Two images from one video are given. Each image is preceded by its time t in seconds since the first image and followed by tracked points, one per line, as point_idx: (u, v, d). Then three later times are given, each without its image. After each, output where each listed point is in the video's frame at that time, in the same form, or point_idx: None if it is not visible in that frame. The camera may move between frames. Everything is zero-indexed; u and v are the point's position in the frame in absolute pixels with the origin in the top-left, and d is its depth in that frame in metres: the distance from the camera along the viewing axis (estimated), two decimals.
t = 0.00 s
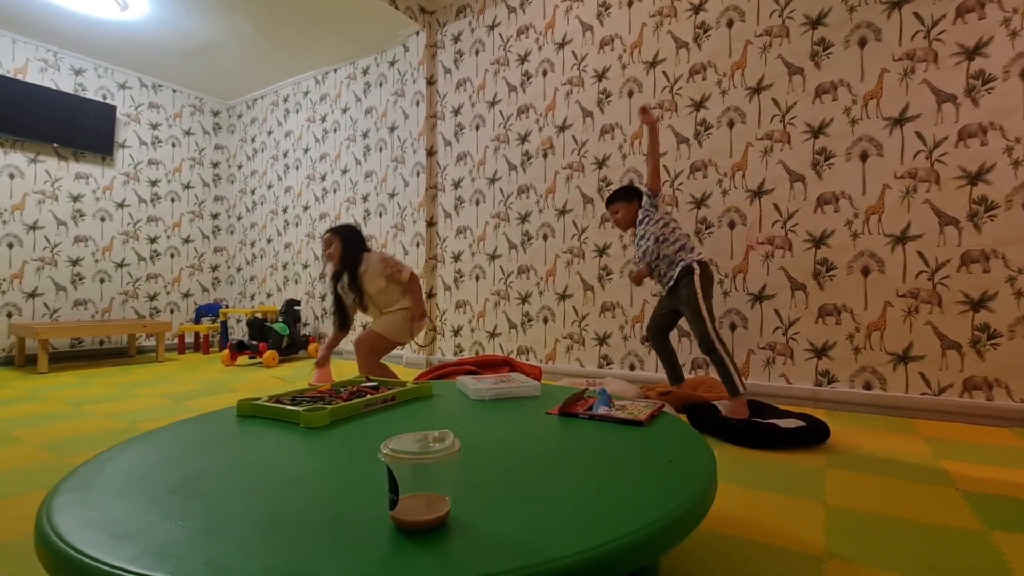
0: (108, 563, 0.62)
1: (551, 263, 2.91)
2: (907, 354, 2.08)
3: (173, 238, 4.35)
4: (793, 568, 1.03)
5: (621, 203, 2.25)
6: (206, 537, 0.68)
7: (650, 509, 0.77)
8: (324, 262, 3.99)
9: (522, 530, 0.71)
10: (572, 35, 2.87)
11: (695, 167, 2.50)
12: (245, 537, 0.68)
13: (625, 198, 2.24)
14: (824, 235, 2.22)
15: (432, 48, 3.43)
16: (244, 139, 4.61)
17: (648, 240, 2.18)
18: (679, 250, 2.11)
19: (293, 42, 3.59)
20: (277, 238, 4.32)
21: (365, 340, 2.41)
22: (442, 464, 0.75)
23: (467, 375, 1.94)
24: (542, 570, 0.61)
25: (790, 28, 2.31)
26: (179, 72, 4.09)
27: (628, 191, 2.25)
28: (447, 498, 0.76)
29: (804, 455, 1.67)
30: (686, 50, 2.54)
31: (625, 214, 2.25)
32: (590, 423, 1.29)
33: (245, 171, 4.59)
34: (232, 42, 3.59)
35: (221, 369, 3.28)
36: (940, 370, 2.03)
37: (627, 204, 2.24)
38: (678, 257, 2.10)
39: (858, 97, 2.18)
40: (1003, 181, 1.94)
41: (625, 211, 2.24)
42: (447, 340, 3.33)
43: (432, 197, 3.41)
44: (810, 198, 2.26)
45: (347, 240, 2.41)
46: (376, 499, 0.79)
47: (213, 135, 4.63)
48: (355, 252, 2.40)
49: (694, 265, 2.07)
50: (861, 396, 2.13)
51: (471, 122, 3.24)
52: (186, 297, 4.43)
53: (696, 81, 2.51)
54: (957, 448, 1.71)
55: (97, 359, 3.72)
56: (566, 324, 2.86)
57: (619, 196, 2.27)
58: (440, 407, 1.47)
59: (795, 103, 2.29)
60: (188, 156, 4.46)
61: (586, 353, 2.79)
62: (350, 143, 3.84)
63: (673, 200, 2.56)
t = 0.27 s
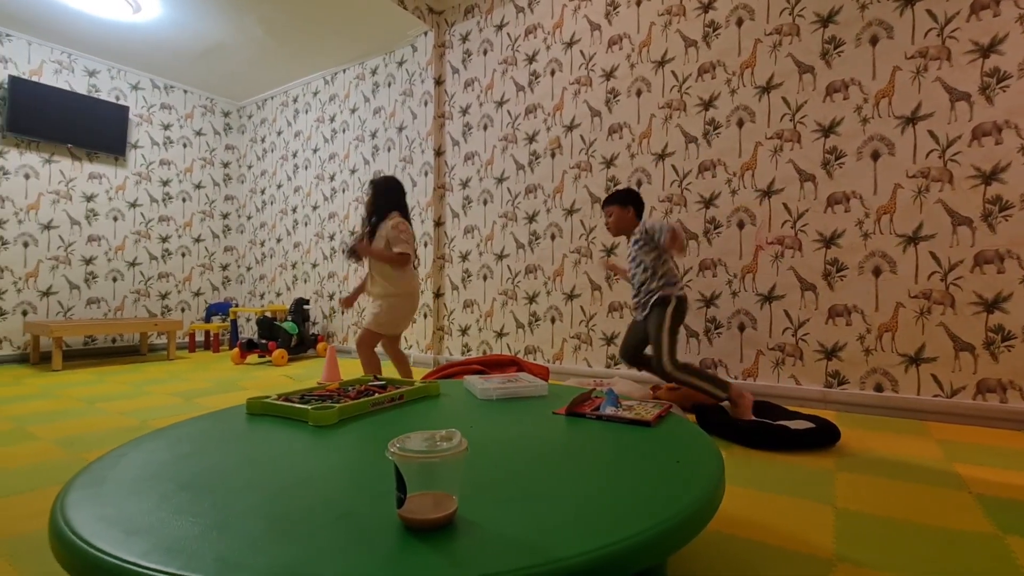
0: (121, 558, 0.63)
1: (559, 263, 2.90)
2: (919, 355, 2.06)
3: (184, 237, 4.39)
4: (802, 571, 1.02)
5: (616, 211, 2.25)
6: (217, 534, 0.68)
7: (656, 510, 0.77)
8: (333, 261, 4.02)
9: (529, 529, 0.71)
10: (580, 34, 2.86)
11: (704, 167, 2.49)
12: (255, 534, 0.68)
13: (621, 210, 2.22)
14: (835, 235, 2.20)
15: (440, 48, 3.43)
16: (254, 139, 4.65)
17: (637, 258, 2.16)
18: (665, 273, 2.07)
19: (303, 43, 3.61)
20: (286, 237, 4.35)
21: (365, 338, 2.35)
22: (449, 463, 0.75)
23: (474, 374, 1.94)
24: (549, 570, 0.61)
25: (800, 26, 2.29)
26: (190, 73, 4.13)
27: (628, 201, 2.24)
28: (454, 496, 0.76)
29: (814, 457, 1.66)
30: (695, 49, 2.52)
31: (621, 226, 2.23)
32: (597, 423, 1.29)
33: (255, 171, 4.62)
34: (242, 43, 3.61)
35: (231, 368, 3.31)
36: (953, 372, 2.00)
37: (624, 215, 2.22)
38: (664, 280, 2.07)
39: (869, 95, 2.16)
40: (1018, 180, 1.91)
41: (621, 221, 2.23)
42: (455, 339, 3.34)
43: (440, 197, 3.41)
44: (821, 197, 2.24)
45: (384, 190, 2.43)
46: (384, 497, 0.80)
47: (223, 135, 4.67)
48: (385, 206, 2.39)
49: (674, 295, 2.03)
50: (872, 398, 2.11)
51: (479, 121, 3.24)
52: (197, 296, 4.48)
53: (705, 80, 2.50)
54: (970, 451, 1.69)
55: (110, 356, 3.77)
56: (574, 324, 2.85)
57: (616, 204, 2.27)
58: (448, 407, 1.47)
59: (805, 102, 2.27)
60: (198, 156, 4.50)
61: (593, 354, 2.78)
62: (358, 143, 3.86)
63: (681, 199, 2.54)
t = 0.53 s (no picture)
0: (137, 552, 0.64)
1: (569, 263, 2.90)
2: (937, 358, 2.02)
3: (200, 237, 4.46)
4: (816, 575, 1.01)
5: (597, 282, 2.01)
6: (230, 529, 0.69)
7: (666, 511, 0.77)
8: (345, 261, 4.05)
9: (538, 529, 0.71)
10: (591, 33, 2.86)
11: (716, 166, 2.46)
12: (268, 530, 0.69)
13: (605, 281, 1.99)
14: (850, 235, 2.17)
15: (451, 48, 3.44)
16: (268, 140, 4.70)
17: (621, 325, 1.98)
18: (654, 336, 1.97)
19: (316, 44, 3.64)
20: (299, 237, 4.40)
21: (382, 338, 2.41)
22: (459, 462, 0.76)
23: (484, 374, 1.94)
24: (558, 569, 0.61)
25: (815, 23, 2.26)
26: (206, 75, 4.19)
27: (615, 272, 2.00)
28: (464, 496, 0.76)
29: (829, 460, 1.64)
30: (708, 47, 2.50)
31: (601, 296, 2.00)
32: (607, 424, 1.28)
33: (269, 172, 4.67)
34: (256, 45, 3.65)
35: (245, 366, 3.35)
36: (971, 374, 1.97)
37: (610, 285, 1.99)
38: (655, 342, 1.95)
39: (886, 93, 2.12)
40: None
41: (606, 290, 1.99)
42: (465, 339, 3.35)
43: (451, 197, 3.42)
44: (836, 197, 2.21)
45: (412, 182, 2.42)
46: (395, 496, 0.80)
47: (238, 136, 4.72)
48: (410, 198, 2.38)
49: (672, 356, 1.92)
50: (888, 400, 2.08)
51: (490, 122, 3.24)
52: (212, 295, 4.54)
53: (718, 79, 2.47)
54: (990, 456, 1.66)
55: (127, 354, 3.84)
56: (584, 324, 2.85)
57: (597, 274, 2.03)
58: (458, 406, 1.48)
59: (820, 101, 2.25)
60: (214, 157, 4.56)
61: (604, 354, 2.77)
62: (370, 144, 3.88)
63: (693, 199, 2.52)
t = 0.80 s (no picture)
0: (150, 549, 0.65)
1: (577, 263, 2.90)
2: (950, 360, 2.00)
3: (211, 237, 4.50)
4: None
5: (576, 324, 1.93)
6: (241, 527, 0.70)
7: (673, 513, 0.77)
8: (353, 261, 4.07)
9: (545, 529, 0.71)
10: (600, 34, 2.85)
11: (726, 167, 2.45)
12: (278, 528, 0.70)
13: (586, 309, 1.95)
14: (861, 236, 2.15)
15: (460, 49, 3.45)
16: (278, 141, 4.74)
17: (627, 337, 1.97)
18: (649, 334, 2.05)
19: (325, 46, 3.66)
20: (308, 237, 4.43)
21: (408, 336, 2.44)
22: (466, 462, 0.76)
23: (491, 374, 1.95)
24: (564, 570, 0.61)
25: (826, 22, 2.25)
26: (218, 77, 4.23)
27: (578, 310, 1.94)
28: (471, 495, 0.77)
29: (840, 464, 1.62)
30: (717, 47, 2.49)
31: (586, 325, 1.95)
32: (614, 425, 1.28)
33: (279, 172, 4.71)
34: (267, 47, 3.69)
35: (256, 365, 3.38)
36: (985, 377, 1.94)
37: (586, 317, 1.95)
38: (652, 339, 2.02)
39: (898, 93, 2.10)
40: None
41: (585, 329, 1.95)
42: (473, 339, 3.35)
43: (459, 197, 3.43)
44: (847, 197, 2.19)
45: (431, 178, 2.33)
46: (403, 495, 0.81)
47: (249, 137, 4.77)
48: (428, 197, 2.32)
49: (672, 347, 2.03)
50: (900, 403, 2.05)
51: (499, 122, 3.25)
52: (223, 295, 4.58)
53: (727, 78, 2.46)
54: (1004, 460, 1.64)
55: (140, 353, 3.89)
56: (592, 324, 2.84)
57: (564, 319, 1.94)
58: (466, 406, 1.48)
59: (831, 100, 2.23)
60: (225, 158, 4.61)
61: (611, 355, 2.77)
62: (379, 145, 3.90)
63: (702, 200, 2.51)
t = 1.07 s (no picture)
0: (162, 545, 0.66)
1: (585, 263, 2.89)
2: (963, 361, 1.97)
3: (221, 237, 4.54)
4: None
5: (581, 312, 1.90)
6: (250, 524, 0.71)
7: (680, 514, 0.76)
8: (362, 260, 4.09)
9: (551, 529, 0.71)
10: (608, 32, 2.84)
11: (735, 166, 2.43)
12: (286, 526, 0.71)
13: (592, 300, 1.91)
14: (872, 236, 2.13)
15: (468, 49, 3.45)
16: (287, 141, 4.77)
17: (629, 337, 1.95)
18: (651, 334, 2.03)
19: (334, 46, 3.68)
20: (317, 237, 4.46)
21: (424, 338, 2.44)
22: (473, 462, 0.76)
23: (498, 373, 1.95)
24: (569, 570, 0.61)
25: (838, 19, 2.22)
26: (229, 78, 4.27)
27: (586, 298, 1.90)
28: (478, 495, 0.77)
29: (851, 466, 1.60)
30: (727, 45, 2.47)
31: (589, 316, 1.92)
32: (621, 425, 1.28)
33: (289, 172, 4.74)
34: (277, 48, 3.72)
35: (265, 363, 3.41)
36: (1000, 379, 1.91)
37: (591, 307, 1.92)
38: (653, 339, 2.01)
39: (911, 90, 2.07)
40: None
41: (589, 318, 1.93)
42: (481, 338, 3.36)
43: (467, 197, 3.44)
44: (858, 197, 2.16)
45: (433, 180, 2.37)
46: (410, 494, 0.82)
47: (259, 137, 4.80)
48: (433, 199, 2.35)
49: (672, 346, 2.05)
50: (912, 405, 2.03)
51: (507, 122, 3.24)
52: (233, 293, 4.62)
53: (737, 77, 2.44)
54: (1019, 463, 1.61)
55: (152, 351, 3.94)
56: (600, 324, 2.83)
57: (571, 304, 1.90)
58: (473, 405, 1.49)
59: (842, 98, 2.20)
60: (235, 158, 4.65)
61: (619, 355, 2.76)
62: (388, 144, 3.92)
63: (711, 199, 2.50)
